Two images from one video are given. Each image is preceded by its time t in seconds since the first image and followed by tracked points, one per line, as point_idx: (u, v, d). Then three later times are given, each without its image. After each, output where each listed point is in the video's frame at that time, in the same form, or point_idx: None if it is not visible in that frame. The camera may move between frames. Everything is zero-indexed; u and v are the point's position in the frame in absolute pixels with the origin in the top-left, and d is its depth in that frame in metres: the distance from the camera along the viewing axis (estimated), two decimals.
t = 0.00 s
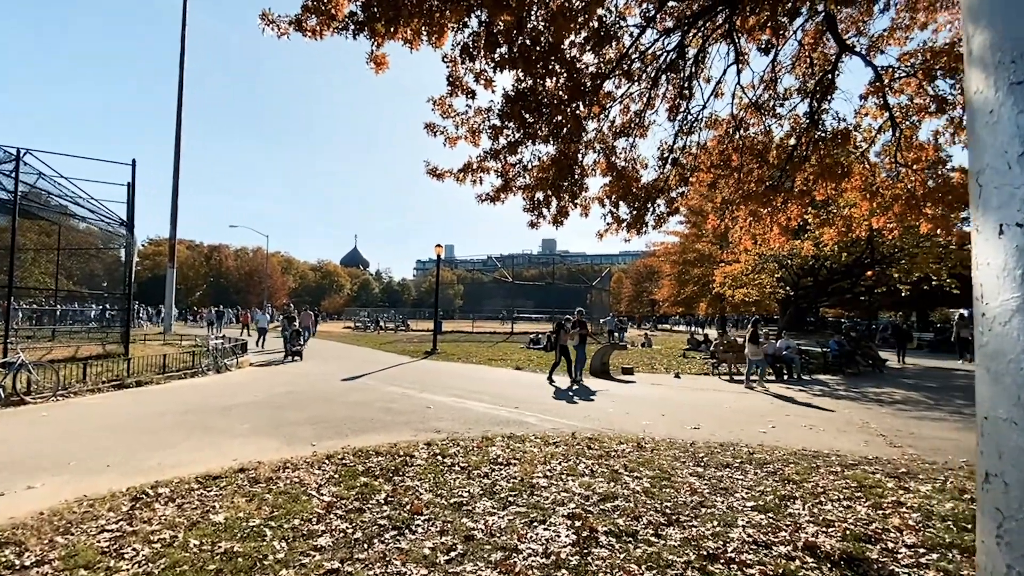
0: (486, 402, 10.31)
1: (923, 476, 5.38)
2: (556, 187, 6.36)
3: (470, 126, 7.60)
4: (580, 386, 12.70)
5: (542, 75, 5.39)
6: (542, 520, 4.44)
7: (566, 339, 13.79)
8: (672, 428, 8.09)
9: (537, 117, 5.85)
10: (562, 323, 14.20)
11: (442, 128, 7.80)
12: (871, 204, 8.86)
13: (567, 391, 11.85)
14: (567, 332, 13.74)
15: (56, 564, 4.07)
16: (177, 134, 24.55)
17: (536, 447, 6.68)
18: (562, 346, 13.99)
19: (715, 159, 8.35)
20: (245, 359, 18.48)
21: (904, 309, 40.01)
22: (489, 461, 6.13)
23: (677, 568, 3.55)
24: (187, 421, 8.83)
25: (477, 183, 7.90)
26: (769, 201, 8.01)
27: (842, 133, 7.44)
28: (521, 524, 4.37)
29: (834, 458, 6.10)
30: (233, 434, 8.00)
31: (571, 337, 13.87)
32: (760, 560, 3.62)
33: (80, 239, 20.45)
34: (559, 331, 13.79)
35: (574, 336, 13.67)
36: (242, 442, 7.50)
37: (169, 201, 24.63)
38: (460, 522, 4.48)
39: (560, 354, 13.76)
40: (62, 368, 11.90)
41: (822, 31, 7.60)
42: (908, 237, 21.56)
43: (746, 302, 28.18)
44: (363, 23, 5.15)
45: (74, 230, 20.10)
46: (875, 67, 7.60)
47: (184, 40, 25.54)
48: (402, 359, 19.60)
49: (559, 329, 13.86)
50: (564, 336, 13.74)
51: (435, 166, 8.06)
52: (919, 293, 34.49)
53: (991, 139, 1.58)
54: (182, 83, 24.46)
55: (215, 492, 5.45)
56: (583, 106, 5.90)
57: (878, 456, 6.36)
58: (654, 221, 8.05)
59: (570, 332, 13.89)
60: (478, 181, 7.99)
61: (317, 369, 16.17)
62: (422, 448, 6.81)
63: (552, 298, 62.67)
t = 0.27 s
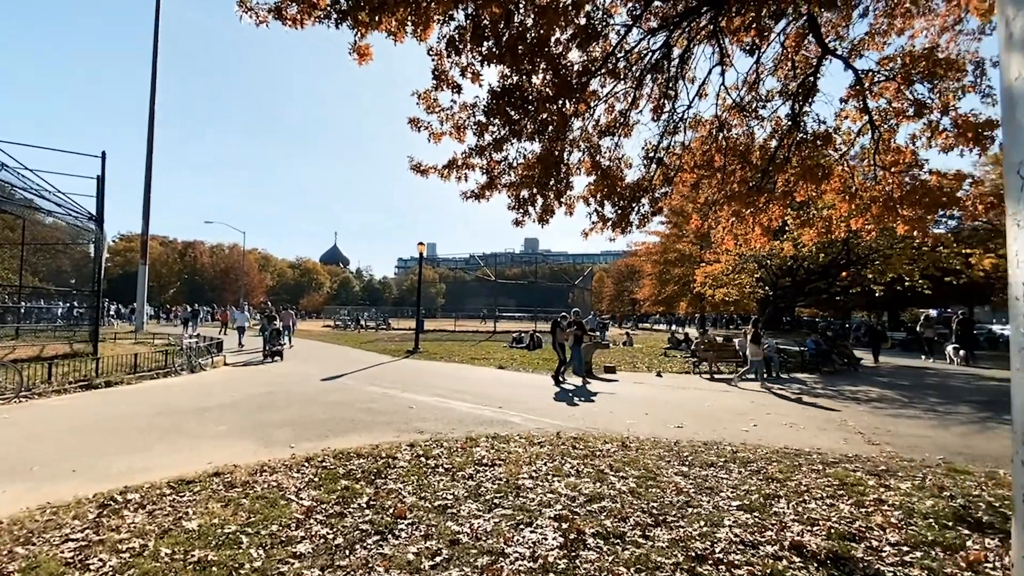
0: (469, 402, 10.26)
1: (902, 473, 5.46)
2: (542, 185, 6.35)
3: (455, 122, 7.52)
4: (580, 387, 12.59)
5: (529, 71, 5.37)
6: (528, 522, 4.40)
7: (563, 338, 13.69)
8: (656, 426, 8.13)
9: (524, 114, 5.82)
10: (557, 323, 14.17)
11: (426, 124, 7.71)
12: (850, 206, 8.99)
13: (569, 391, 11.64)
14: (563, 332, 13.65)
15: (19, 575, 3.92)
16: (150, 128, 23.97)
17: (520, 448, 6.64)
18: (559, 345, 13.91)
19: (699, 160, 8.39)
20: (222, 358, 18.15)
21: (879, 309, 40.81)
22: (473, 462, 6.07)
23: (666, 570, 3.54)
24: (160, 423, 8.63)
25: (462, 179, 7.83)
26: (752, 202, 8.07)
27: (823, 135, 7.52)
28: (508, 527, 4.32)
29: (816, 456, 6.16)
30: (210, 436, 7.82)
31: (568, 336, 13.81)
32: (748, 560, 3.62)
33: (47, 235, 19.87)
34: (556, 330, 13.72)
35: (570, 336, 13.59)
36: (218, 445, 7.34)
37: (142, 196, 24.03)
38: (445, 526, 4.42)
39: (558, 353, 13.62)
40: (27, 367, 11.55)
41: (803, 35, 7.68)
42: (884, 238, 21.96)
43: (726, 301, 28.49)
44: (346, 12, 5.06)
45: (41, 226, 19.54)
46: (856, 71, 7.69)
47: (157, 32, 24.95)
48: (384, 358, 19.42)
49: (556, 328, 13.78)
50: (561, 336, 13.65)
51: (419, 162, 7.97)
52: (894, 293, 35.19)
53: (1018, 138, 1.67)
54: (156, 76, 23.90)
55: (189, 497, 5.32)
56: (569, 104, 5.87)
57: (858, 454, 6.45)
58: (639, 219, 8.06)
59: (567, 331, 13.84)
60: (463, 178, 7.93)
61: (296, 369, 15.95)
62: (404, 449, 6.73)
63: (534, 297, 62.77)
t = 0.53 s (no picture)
0: (449, 403, 10.15)
1: (880, 472, 5.53)
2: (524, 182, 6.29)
3: (436, 117, 7.40)
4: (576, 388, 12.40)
5: (512, 66, 5.30)
6: (511, 527, 4.33)
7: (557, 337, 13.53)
8: (636, 426, 8.13)
9: (507, 110, 5.75)
10: (549, 322, 13.98)
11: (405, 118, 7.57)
12: (826, 208, 9.12)
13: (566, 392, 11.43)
14: (557, 331, 13.51)
15: None
16: (115, 120, 23.18)
17: (501, 450, 6.57)
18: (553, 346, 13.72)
19: (680, 159, 8.42)
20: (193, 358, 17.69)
21: (850, 309, 41.72)
22: (454, 465, 5.98)
23: None
24: (124, 427, 8.35)
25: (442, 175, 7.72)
26: (733, 202, 8.12)
27: (801, 137, 7.60)
28: (490, 533, 4.25)
29: (796, 456, 6.21)
30: (178, 440, 7.57)
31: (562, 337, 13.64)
32: (735, 564, 3.60)
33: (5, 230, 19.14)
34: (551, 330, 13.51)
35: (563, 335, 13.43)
36: (186, 450, 7.12)
37: (107, 191, 23.25)
38: (425, 533, 4.32)
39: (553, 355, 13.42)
40: None
41: (783, 37, 7.75)
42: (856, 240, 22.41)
43: (703, 300, 28.80)
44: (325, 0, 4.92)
45: None
46: (834, 74, 7.79)
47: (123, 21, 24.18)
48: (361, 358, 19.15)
49: (550, 327, 13.61)
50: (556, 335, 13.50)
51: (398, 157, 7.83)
52: (864, 293, 35.97)
53: None
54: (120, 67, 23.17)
55: (154, 506, 5.13)
56: (552, 101, 5.81)
57: (837, 453, 6.53)
58: (620, 218, 8.05)
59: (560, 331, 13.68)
60: (443, 174, 7.81)
61: (269, 369, 15.64)
62: (382, 452, 6.60)
63: (513, 296, 62.77)
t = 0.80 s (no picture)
0: (423, 403, 10.03)
1: (850, 468, 5.63)
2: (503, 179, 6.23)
3: (412, 111, 7.27)
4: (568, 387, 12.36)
5: (490, 60, 5.23)
6: (489, 531, 4.27)
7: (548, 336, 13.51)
8: (612, 424, 8.16)
9: (486, 106, 5.68)
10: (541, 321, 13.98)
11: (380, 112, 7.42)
12: (798, 209, 9.27)
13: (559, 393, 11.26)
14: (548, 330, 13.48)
15: None
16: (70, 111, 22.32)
17: (478, 451, 6.51)
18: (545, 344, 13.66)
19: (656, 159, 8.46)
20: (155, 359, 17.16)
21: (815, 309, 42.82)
22: (430, 467, 5.89)
23: None
24: (80, 432, 8.02)
25: (418, 170, 7.60)
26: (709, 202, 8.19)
27: (774, 138, 7.71)
28: (468, 538, 4.19)
29: (769, 453, 6.29)
30: (138, 446, 7.29)
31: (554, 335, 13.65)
32: (715, 564, 3.60)
33: None
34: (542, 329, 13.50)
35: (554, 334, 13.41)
36: (147, 455, 6.87)
37: (63, 185, 22.39)
38: (400, 539, 4.23)
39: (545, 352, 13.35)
40: None
41: (757, 40, 7.85)
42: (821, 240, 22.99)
43: (674, 299, 29.17)
44: None
45: None
46: (806, 77, 7.92)
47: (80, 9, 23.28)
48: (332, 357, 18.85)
49: (541, 326, 13.60)
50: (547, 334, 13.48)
51: (372, 151, 7.68)
52: (829, 293, 36.95)
53: None
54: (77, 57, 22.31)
55: (111, 517, 4.92)
56: (530, 99, 5.76)
57: (808, 449, 6.64)
58: (598, 217, 8.06)
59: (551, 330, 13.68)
60: (419, 169, 7.69)
61: (237, 370, 15.28)
62: (355, 455, 6.47)
63: (487, 294, 62.73)
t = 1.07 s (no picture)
0: (395, 403, 9.89)
1: (818, 462, 5.74)
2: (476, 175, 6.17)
3: (383, 103, 7.11)
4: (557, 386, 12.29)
5: (464, 54, 5.16)
6: (463, 536, 4.20)
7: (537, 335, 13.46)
8: (586, 422, 8.17)
9: (460, 102, 5.61)
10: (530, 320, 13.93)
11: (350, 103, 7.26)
12: (766, 209, 9.44)
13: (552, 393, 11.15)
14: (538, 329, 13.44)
15: None
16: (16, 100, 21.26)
17: (451, 452, 6.43)
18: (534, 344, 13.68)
19: (629, 157, 8.49)
20: (108, 359, 16.49)
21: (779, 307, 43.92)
22: (401, 470, 5.79)
23: None
24: (26, 438, 7.64)
25: (390, 164, 7.46)
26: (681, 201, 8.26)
27: (744, 139, 7.82)
28: (442, 543, 4.11)
29: (740, 448, 6.37)
30: (90, 453, 6.97)
31: (543, 335, 13.66)
32: (692, 563, 3.60)
33: None
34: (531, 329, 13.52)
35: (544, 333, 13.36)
36: (98, 463, 6.59)
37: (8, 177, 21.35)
38: (370, 546, 4.12)
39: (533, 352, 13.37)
40: None
41: (728, 42, 7.94)
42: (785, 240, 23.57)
43: (645, 297, 29.49)
44: None
45: None
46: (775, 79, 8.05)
47: None
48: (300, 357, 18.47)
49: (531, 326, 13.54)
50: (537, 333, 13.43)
51: (342, 144, 7.51)
52: (791, 292, 37.93)
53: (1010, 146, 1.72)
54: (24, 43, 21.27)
55: (55, 531, 4.67)
56: (504, 95, 5.72)
57: (777, 444, 6.76)
58: (572, 215, 8.05)
59: (540, 329, 13.70)
60: (391, 163, 7.55)
61: (200, 371, 14.83)
62: (323, 459, 6.32)
63: (458, 293, 62.51)
